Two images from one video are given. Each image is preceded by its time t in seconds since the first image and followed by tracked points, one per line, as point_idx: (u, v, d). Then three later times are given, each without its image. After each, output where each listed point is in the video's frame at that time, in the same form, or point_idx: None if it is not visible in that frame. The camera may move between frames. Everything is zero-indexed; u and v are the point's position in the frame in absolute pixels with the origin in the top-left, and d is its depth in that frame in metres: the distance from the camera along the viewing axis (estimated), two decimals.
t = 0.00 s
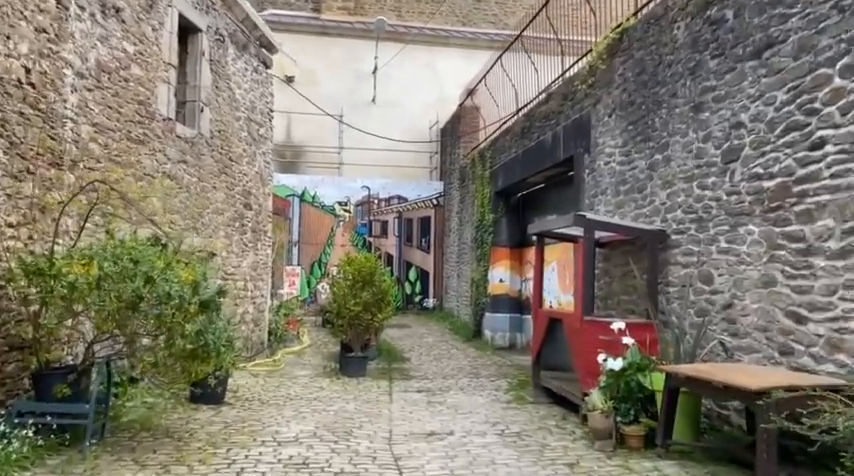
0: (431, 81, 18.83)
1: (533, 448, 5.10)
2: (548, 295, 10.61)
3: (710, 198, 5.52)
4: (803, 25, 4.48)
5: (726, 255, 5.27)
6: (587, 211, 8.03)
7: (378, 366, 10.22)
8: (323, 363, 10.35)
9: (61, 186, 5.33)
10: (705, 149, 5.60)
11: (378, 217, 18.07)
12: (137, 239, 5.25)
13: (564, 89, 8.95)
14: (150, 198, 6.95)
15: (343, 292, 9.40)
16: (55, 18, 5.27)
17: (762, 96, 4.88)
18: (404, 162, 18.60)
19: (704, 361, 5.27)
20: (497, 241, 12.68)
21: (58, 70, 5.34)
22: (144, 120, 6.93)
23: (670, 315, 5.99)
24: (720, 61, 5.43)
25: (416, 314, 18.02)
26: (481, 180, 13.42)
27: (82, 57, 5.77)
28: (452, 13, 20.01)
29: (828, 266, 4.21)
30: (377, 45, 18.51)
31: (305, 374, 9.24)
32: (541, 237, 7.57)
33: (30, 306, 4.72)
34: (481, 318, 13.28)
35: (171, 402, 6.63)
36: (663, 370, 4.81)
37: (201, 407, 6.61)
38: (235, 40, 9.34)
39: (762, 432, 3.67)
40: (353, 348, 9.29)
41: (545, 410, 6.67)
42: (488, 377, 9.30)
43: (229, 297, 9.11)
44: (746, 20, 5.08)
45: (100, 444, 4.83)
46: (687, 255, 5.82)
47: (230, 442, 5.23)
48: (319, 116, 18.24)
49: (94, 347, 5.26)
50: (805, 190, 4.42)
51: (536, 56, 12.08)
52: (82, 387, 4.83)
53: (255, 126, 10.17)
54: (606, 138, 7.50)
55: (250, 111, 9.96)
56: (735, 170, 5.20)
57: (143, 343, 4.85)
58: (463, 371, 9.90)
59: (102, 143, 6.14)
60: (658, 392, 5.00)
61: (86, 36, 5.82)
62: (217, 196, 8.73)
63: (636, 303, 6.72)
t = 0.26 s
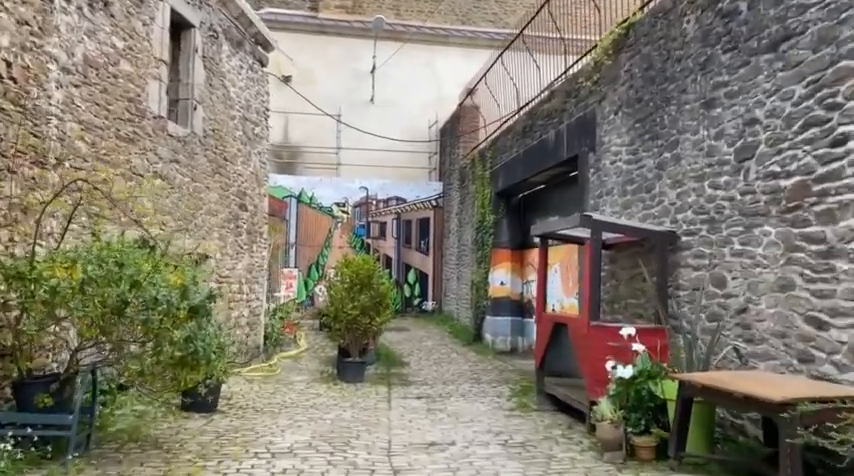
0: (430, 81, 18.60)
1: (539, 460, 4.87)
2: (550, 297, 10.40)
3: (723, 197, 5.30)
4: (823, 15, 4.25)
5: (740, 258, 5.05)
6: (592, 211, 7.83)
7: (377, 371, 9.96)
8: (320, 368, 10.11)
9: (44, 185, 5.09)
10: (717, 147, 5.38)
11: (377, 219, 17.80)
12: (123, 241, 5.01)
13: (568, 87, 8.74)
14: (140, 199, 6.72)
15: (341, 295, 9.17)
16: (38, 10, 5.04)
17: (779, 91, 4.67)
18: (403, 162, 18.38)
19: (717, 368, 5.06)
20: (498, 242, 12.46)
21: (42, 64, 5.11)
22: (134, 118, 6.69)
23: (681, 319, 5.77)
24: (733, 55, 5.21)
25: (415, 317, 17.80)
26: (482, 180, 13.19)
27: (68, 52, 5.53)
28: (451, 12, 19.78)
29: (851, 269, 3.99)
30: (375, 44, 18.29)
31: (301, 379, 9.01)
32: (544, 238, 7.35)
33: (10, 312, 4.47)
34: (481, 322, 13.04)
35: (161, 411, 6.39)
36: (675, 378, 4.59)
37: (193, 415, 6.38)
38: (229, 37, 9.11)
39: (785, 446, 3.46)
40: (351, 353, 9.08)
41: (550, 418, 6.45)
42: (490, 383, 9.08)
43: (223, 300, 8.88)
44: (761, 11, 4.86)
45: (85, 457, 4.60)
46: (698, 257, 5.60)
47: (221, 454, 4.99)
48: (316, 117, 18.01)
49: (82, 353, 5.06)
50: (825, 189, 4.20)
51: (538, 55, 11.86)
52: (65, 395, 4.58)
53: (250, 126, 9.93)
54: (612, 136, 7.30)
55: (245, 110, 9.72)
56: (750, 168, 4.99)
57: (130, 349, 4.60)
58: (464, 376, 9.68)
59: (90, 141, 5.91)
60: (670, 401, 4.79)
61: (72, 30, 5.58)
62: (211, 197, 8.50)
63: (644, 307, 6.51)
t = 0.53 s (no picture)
0: (433, 81, 18.35)
1: (550, 472, 4.61)
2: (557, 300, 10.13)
3: (743, 195, 5.04)
4: None
5: (762, 258, 4.79)
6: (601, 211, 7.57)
7: (378, 376, 9.70)
8: (321, 373, 9.84)
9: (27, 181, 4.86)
10: (737, 141, 5.12)
11: (378, 220, 17.59)
12: (112, 241, 4.75)
13: (576, 83, 8.47)
14: (132, 198, 6.47)
15: (341, 298, 8.89)
16: None
17: (805, 80, 4.41)
18: (405, 163, 18.11)
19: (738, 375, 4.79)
20: (502, 244, 12.18)
21: (27, 55, 4.87)
22: (127, 113, 6.44)
23: (697, 323, 5.51)
24: (754, 45, 4.95)
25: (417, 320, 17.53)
26: (485, 180, 12.91)
27: (55, 43, 5.29)
28: (454, 12, 19.53)
29: None
30: (377, 43, 18.05)
31: (301, 385, 8.74)
32: (551, 238, 7.08)
33: None
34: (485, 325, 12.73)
35: (154, 419, 6.13)
36: (696, 385, 4.28)
37: (187, 423, 6.11)
38: (227, 32, 8.85)
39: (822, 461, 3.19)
40: (351, 357, 8.79)
41: (559, 426, 6.18)
42: (495, 388, 8.81)
43: (220, 303, 8.62)
44: None
45: (68, 470, 4.33)
46: (716, 258, 5.34)
47: (215, 466, 4.73)
48: (317, 117, 17.76)
49: (66, 358, 4.75)
50: None
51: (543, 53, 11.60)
52: (48, 404, 4.33)
53: (249, 124, 9.67)
54: (623, 133, 7.04)
55: (244, 108, 9.46)
56: (773, 163, 4.72)
57: (120, 355, 4.35)
58: (468, 381, 9.40)
59: (78, 137, 5.66)
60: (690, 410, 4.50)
61: (60, 20, 5.34)
62: (208, 197, 8.24)
63: (658, 310, 6.24)
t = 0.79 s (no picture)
0: (436, 80, 18.14)
1: None
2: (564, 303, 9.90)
3: (762, 193, 4.83)
4: None
5: (782, 259, 4.58)
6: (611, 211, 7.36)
7: (381, 380, 9.49)
8: (322, 377, 9.64)
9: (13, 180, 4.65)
10: (755, 138, 4.91)
11: (381, 221, 17.40)
12: (103, 242, 4.54)
13: (584, 80, 8.26)
14: (127, 197, 6.28)
15: (343, 301, 8.68)
16: None
17: (830, 73, 4.20)
18: (408, 164, 17.90)
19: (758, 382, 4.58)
20: (507, 245, 11.97)
21: (13, 49, 4.67)
22: (122, 111, 6.24)
23: (713, 327, 5.30)
24: (773, 36, 4.73)
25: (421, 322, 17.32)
26: (490, 181, 12.70)
27: (45, 37, 5.09)
28: (457, 11, 19.33)
29: None
30: (380, 42, 17.86)
31: (302, 389, 8.54)
32: (559, 238, 6.86)
33: None
34: (489, 328, 12.49)
35: (149, 426, 5.93)
36: (714, 393, 4.06)
37: (184, 430, 5.91)
38: (226, 29, 8.65)
39: None
40: (354, 361, 8.60)
41: (569, 433, 5.97)
42: (501, 393, 8.60)
43: (219, 306, 8.42)
44: None
45: None
46: (733, 260, 5.13)
47: None
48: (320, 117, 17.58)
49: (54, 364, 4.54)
50: None
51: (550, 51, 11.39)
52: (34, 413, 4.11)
53: (249, 123, 9.46)
54: (633, 131, 6.84)
55: (244, 106, 9.26)
56: (794, 160, 4.51)
57: (110, 362, 4.13)
58: (473, 385, 9.20)
59: (70, 134, 5.47)
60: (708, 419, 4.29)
61: (50, 13, 5.14)
62: (207, 197, 8.04)
63: (671, 314, 6.02)
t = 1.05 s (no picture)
0: (440, 79, 17.92)
1: None
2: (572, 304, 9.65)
3: (782, 189, 4.60)
4: None
5: (804, 258, 4.35)
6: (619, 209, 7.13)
7: (384, 384, 9.25)
8: (323, 380, 9.42)
9: None
10: (774, 131, 4.68)
11: (384, 222, 17.17)
12: (89, 240, 4.32)
13: (592, 75, 8.04)
14: (120, 195, 6.08)
15: (345, 303, 8.46)
16: None
17: None
18: (411, 163, 17.68)
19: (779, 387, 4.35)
20: (512, 245, 11.73)
21: None
22: (115, 106, 6.04)
23: (729, 330, 5.07)
24: (794, 24, 4.51)
25: (424, 324, 17.10)
26: (494, 180, 12.47)
27: (31, 27, 4.89)
28: (461, 9, 19.08)
29: None
30: (382, 41, 17.64)
31: (302, 393, 8.32)
32: (567, 237, 6.61)
33: None
34: (495, 330, 12.25)
35: (142, 432, 5.71)
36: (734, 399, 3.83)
37: (178, 437, 5.69)
38: (224, 24, 8.44)
39: None
40: (356, 364, 8.39)
41: (578, 440, 5.74)
42: (507, 396, 8.37)
43: (217, 307, 8.20)
44: None
45: None
46: (750, 259, 4.90)
47: None
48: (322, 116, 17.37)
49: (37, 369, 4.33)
50: None
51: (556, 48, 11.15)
52: (15, 421, 3.92)
53: (249, 120, 9.25)
54: (643, 126, 6.61)
55: (243, 103, 9.04)
56: (818, 152, 4.29)
57: (94, 367, 3.95)
58: (477, 389, 8.98)
59: (59, 129, 5.26)
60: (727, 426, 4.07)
61: (36, 2, 4.94)
62: (204, 196, 7.83)
63: (683, 316, 5.80)
